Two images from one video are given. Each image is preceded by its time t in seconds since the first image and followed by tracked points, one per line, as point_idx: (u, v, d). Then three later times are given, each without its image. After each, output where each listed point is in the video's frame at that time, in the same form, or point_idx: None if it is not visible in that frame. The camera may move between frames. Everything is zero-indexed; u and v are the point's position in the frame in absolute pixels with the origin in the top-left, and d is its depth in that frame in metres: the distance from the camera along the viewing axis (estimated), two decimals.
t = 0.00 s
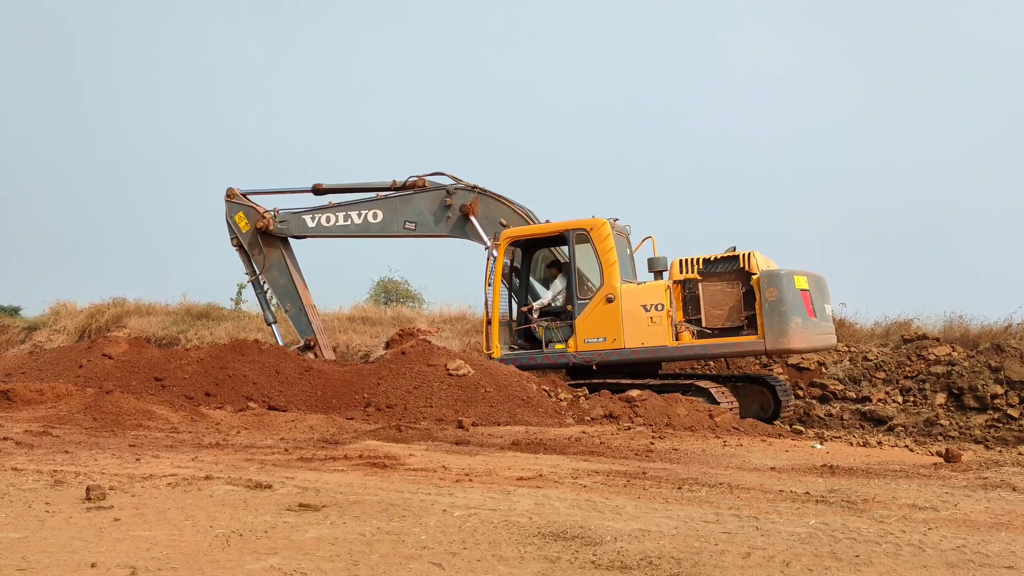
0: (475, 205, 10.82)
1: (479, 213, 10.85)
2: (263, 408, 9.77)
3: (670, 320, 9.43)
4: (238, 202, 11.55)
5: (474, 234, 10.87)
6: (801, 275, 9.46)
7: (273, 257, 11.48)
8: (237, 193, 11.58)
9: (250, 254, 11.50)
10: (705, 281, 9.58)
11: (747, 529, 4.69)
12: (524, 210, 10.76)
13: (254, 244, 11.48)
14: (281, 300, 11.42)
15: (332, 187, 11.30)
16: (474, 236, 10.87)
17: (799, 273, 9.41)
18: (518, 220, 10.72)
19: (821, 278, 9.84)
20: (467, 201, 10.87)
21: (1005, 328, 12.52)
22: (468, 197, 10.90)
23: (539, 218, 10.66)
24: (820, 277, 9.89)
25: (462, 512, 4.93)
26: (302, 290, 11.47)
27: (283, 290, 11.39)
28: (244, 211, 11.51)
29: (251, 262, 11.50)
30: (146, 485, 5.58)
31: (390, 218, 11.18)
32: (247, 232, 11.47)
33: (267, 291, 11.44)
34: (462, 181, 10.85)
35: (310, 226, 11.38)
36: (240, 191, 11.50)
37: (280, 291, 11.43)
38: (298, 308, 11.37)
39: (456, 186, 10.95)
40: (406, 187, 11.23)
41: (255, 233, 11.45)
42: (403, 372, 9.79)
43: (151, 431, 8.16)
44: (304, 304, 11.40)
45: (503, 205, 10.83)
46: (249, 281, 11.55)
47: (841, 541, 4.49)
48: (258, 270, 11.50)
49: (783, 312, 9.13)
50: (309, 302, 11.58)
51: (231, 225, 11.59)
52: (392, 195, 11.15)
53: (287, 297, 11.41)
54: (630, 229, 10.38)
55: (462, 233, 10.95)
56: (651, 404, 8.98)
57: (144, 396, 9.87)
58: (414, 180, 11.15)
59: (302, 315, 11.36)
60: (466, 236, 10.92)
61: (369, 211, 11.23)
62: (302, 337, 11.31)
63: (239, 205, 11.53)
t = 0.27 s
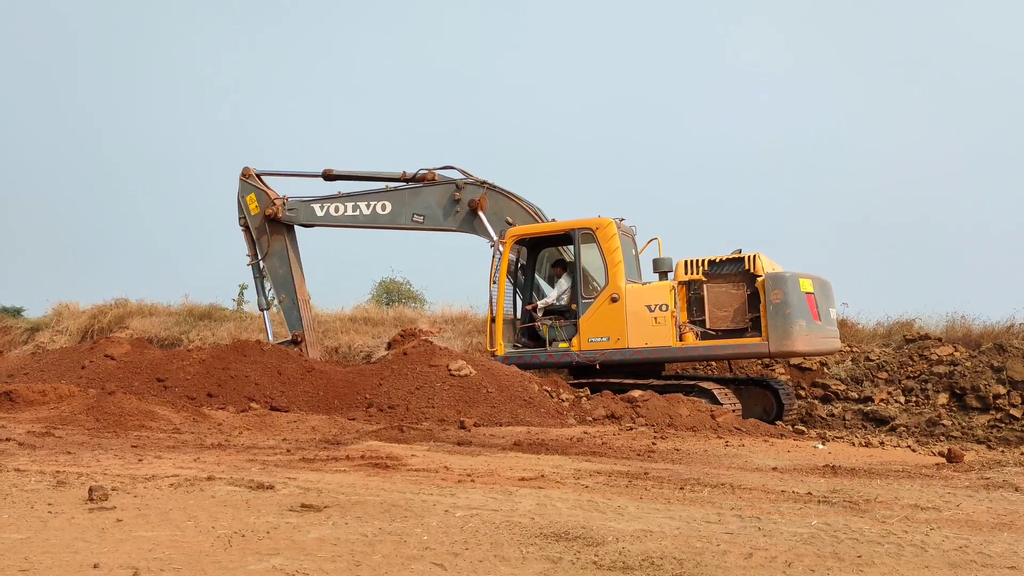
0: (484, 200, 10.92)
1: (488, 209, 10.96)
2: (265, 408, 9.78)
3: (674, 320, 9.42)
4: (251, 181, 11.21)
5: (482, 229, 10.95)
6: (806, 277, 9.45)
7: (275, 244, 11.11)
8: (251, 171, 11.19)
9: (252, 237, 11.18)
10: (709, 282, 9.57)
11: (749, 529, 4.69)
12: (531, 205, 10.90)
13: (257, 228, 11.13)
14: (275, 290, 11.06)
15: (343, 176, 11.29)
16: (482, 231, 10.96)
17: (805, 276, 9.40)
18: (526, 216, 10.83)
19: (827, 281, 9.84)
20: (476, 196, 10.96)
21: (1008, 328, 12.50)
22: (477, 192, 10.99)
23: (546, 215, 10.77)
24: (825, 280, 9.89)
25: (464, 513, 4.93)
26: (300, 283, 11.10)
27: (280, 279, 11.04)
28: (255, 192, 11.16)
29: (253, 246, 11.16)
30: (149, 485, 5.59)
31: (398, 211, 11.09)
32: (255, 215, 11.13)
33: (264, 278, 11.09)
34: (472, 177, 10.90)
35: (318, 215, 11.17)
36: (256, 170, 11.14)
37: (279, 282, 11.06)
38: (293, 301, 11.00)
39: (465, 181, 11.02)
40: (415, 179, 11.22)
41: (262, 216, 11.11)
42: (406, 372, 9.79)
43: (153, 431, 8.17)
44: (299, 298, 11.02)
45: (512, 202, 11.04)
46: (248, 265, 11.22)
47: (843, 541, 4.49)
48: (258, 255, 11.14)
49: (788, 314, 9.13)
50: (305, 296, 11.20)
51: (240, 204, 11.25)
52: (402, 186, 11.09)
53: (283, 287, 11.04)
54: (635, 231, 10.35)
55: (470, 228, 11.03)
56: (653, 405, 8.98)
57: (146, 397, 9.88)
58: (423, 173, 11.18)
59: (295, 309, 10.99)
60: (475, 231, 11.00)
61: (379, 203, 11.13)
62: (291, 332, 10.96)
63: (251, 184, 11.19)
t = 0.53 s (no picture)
0: (487, 199, 10.96)
1: (491, 208, 11.01)
2: (267, 409, 9.79)
3: (676, 320, 9.41)
4: (259, 175, 11.12)
5: (484, 228, 10.99)
6: (808, 278, 9.45)
7: (274, 241, 10.99)
8: (262, 165, 11.12)
9: (252, 231, 11.07)
10: (711, 282, 9.57)
11: (751, 529, 4.68)
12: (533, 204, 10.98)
13: (258, 223, 11.02)
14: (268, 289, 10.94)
15: (347, 171, 11.28)
16: (485, 230, 11.00)
17: (807, 276, 9.40)
18: (529, 215, 10.90)
19: (829, 281, 9.83)
20: (479, 195, 11.01)
21: (1010, 327, 12.49)
22: (480, 191, 11.04)
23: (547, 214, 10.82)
24: (828, 280, 9.88)
25: (466, 513, 4.93)
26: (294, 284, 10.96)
27: (274, 278, 10.90)
28: (262, 186, 11.06)
29: (252, 240, 11.05)
30: (151, 486, 5.60)
31: (401, 210, 11.08)
32: (258, 209, 11.01)
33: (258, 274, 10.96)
34: (475, 176, 10.93)
35: (321, 214, 11.09)
36: (267, 163, 11.06)
37: (273, 281, 10.91)
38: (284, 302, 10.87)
39: (468, 180, 11.06)
40: (418, 177, 11.18)
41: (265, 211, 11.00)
42: (408, 372, 9.79)
43: (156, 432, 8.18)
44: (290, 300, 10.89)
45: (514, 201, 11.15)
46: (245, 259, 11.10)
47: (845, 540, 4.48)
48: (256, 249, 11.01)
49: (789, 314, 9.13)
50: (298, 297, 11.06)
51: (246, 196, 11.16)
52: (404, 185, 11.07)
53: (276, 286, 10.91)
54: (636, 231, 10.35)
55: (473, 227, 11.05)
56: (655, 405, 8.97)
57: (148, 397, 9.89)
58: (426, 171, 11.16)
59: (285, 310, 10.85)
60: (477, 231, 11.02)
61: (382, 202, 11.10)
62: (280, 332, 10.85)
63: (259, 178, 11.09)
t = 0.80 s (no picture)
0: (488, 199, 10.95)
1: (492, 208, 11.00)
2: (269, 409, 9.80)
3: (678, 320, 9.41)
4: (264, 173, 11.12)
5: (485, 228, 10.98)
6: (810, 276, 9.44)
7: (273, 242, 10.99)
8: (268, 163, 11.12)
9: (253, 229, 11.07)
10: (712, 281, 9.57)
11: (754, 528, 4.68)
12: (534, 204, 10.96)
13: (258, 221, 11.03)
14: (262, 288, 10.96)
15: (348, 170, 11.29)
16: (486, 231, 10.99)
17: (808, 274, 9.39)
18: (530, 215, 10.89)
19: (831, 280, 9.83)
20: (480, 195, 11.00)
21: (1012, 326, 12.47)
22: (481, 191, 11.03)
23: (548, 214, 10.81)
24: (829, 279, 9.88)
25: (468, 512, 4.93)
26: (288, 286, 10.97)
27: (268, 278, 10.92)
28: (266, 185, 11.05)
29: (252, 237, 11.05)
30: (154, 486, 5.60)
31: (402, 210, 11.09)
32: (261, 208, 11.03)
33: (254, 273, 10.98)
34: (476, 177, 10.93)
35: (322, 214, 11.11)
36: (274, 162, 11.06)
37: (266, 280, 10.95)
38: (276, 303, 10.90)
39: (469, 180, 11.06)
40: (419, 178, 11.20)
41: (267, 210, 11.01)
42: (410, 372, 9.80)
43: (158, 432, 8.19)
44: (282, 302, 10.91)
45: (515, 201, 11.13)
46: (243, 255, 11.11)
47: (847, 540, 4.48)
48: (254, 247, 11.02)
49: (791, 313, 9.12)
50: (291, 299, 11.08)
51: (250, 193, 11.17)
52: (405, 186, 11.07)
53: (270, 286, 10.92)
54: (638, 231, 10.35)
55: (474, 227, 11.04)
56: (657, 404, 8.96)
57: (151, 398, 9.91)
58: (427, 172, 11.18)
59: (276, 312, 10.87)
60: (478, 231, 11.01)
61: (383, 202, 11.12)
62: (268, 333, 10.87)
63: (264, 175, 11.10)
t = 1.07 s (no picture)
0: (489, 199, 10.95)
1: (493, 207, 10.99)
2: (271, 408, 9.80)
3: (680, 319, 9.41)
4: (269, 169, 11.12)
5: (486, 228, 10.98)
6: (812, 275, 9.44)
7: (271, 240, 10.99)
8: (274, 159, 11.12)
9: (253, 224, 11.06)
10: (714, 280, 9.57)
11: (756, 527, 4.68)
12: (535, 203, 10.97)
13: (258, 218, 11.02)
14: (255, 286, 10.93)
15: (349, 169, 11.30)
16: (487, 230, 10.98)
17: (810, 273, 9.39)
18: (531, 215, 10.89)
19: (833, 279, 9.82)
20: (481, 194, 11.00)
21: (1015, 325, 12.45)
22: (483, 190, 11.03)
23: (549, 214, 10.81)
24: (831, 278, 9.87)
25: (471, 512, 4.93)
26: (281, 286, 10.96)
27: (262, 275, 10.89)
28: (270, 182, 11.05)
29: (251, 232, 11.03)
30: (156, 486, 5.61)
31: (403, 210, 11.10)
32: (264, 205, 11.02)
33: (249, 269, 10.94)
34: (477, 176, 10.93)
35: (323, 214, 11.13)
36: (280, 158, 11.07)
37: (259, 277, 10.92)
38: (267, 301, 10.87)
39: (471, 180, 11.06)
40: (420, 177, 11.21)
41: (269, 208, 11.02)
42: (412, 371, 9.80)
43: (161, 431, 8.19)
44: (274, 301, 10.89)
45: (516, 200, 11.13)
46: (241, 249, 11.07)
47: (850, 539, 4.48)
48: (252, 243, 10.99)
49: (793, 312, 9.11)
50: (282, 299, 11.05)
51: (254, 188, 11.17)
52: (406, 185, 11.08)
53: (264, 284, 10.89)
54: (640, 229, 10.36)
55: (475, 227, 11.04)
56: (659, 403, 8.96)
57: (153, 397, 9.91)
58: (429, 171, 11.19)
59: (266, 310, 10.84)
60: (480, 231, 11.01)
61: (384, 202, 11.13)
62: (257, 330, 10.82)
63: (270, 171, 11.09)
